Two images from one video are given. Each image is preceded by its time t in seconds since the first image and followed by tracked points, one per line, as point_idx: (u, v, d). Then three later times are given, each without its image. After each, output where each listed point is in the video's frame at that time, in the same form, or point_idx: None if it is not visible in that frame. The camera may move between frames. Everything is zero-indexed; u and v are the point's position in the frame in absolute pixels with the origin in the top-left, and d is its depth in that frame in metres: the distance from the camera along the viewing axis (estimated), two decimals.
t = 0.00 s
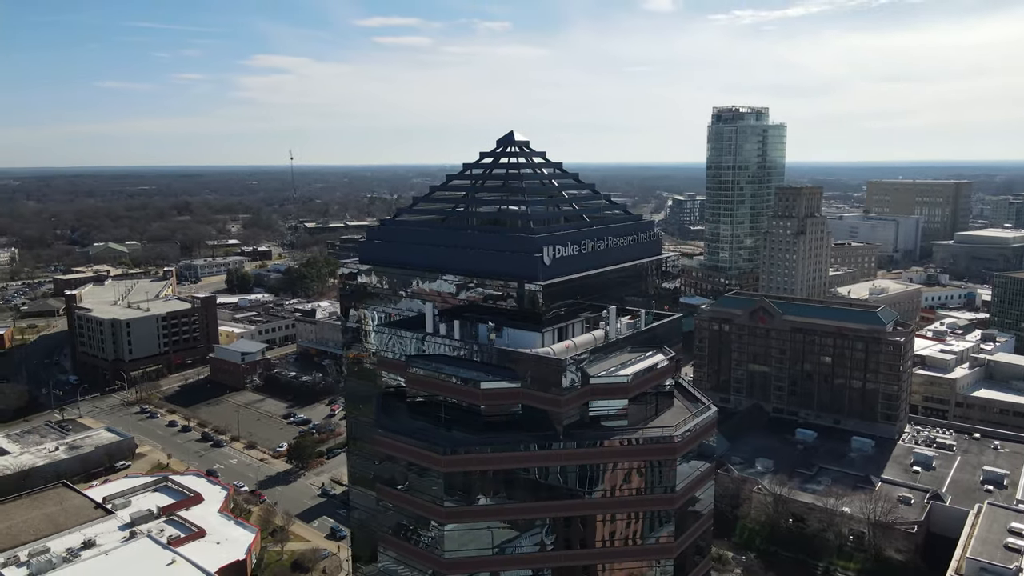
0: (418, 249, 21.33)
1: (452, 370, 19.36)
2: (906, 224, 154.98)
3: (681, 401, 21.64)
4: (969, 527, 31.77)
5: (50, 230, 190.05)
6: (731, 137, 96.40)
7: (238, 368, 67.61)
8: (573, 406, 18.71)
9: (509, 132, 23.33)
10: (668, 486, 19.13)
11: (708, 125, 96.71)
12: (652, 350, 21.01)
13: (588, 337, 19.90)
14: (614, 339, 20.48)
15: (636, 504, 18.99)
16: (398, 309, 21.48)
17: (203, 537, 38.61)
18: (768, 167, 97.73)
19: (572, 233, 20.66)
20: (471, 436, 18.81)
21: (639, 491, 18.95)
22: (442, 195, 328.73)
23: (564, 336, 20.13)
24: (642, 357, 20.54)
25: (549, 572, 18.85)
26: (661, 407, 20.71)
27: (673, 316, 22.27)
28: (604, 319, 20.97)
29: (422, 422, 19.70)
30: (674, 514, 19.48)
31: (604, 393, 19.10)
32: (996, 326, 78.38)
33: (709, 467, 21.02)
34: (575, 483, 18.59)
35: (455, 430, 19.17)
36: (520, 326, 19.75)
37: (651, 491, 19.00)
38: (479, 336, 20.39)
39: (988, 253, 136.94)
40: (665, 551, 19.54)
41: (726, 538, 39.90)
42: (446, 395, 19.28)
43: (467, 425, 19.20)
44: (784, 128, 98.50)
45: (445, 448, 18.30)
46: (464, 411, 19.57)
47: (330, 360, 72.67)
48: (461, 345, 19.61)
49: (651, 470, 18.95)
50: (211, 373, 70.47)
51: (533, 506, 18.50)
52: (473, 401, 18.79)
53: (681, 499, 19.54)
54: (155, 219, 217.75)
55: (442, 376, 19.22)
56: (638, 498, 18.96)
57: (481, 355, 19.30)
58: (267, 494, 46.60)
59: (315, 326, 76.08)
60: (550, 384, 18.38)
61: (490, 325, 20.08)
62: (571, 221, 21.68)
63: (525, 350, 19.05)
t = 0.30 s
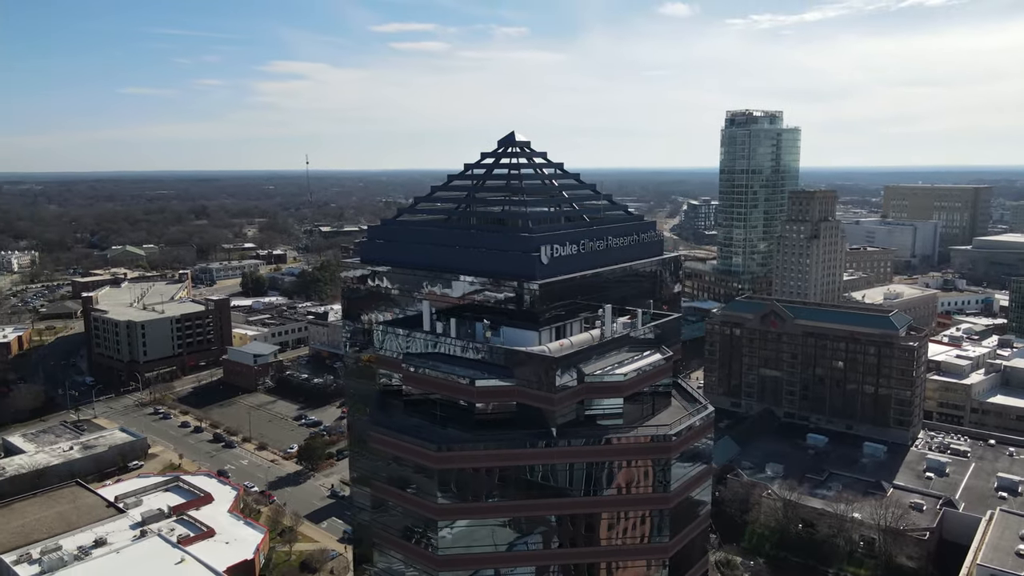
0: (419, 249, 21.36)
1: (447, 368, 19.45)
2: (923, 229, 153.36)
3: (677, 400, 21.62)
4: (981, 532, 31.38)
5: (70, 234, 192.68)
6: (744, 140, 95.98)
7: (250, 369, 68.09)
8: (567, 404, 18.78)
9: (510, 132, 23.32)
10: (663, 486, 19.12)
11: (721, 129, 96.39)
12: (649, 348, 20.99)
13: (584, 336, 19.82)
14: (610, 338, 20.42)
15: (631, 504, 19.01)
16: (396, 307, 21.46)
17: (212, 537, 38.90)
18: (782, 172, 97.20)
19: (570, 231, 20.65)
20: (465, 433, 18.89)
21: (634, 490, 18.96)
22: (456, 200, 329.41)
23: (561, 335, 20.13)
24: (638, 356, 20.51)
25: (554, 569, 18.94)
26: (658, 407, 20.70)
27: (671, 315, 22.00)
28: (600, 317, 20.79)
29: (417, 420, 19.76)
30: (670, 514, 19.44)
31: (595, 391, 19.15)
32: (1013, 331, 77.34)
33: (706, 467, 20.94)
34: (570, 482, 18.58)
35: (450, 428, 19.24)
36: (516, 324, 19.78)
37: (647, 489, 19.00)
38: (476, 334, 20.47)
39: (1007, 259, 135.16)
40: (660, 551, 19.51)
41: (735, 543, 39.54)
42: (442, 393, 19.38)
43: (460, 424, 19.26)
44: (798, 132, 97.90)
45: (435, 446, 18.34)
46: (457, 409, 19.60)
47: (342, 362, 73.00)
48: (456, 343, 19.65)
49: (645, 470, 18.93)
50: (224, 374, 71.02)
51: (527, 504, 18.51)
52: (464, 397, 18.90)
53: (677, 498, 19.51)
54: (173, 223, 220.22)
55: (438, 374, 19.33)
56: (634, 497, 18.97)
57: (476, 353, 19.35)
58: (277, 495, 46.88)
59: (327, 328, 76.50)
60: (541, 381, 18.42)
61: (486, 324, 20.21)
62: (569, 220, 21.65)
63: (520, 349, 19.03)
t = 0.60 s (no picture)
0: (419, 249, 21.50)
1: (444, 368, 19.51)
2: (941, 234, 151.75)
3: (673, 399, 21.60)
4: (993, 536, 30.93)
5: (89, 237, 195.19)
6: (757, 144, 95.54)
7: (263, 372, 68.59)
8: (563, 403, 18.79)
9: (512, 133, 23.37)
10: (658, 485, 19.05)
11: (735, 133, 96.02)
12: (646, 349, 21.01)
13: (581, 335, 19.87)
14: (607, 338, 20.45)
15: (626, 503, 18.91)
16: (394, 306, 21.60)
17: (221, 537, 39.18)
18: (795, 176, 96.60)
19: (568, 231, 20.70)
20: (461, 430, 18.92)
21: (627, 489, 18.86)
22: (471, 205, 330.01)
23: (558, 335, 20.21)
24: (635, 356, 20.50)
25: (561, 568, 18.90)
26: (654, 407, 20.66)
27: (669, 315, 22.01)
28: (597, 318, 20.82)
29: (414, 418, 19.79)
30: (665, 513, 19.37)
31: (592, 391, 19.14)
32: None
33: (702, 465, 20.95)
34: (561, 480, 18.54)
35: (446, 425, 19.27)
36: (514, 323, 19.86)
37: (642, 488, 18.92)
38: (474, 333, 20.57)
39: None
40: (657, 552, 19.38)
41: (744, 548, 39.19)
42: (439, 391, 19.43)
43: (457, 421, 19.30)
44: (812, 136, 97.28)
45: (430, 443, 18.39)
46: (453, 408, 19.67)
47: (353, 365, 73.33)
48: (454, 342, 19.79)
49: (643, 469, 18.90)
50: (237, 376, 71.57)
51: (519, 502, 18.51)
52: (460, 395, 18.95)
53: (672, 497, 19.42)
54: (190, 227, 222.47)
55: (435, 373, 19.40)
56: (627, 497, 18.86)
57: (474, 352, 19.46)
58: (286, 496, 47.13)
59: (339, 331, 76.95)
60: (537, 379, 18.47)
61: (483, 323, 20.32)
62: (568, 221, 21.70)
63: (516, 348, 19.10)
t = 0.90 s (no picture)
0: (419, 248, 21.63)
1: (441, 366, 19.61)
2: (959, 239, 150.04)
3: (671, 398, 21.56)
4: (1005, 543, 30.49)
5: (107, 241, 197.29)
6: (771, 148, 95.01)
7: (274, 374, 69.02)
8: (558, 401, 18.85)
9: (512, 134, 23.40)
10: (651, 484, 18.97)
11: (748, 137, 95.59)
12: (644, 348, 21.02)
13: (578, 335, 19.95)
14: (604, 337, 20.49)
15: (619, 502, 18.83)
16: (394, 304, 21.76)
17: (230, 537, 39.43)
18: (809, 181, 95.99)
19: (567, 231, 20.76)
20: (456, 428, 19.00)
21: (618, 487, 18.79)
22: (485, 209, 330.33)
23: (556, 335, 20.28)
24: (633, 356, 20.53)
25: (567, 567, 18.89)
26: (651, 406, 20.61)
27: (668, 316, 21.98)
28: (592, 317, 20.91)
29: (411, 415, 19.89)
30: (660, 511, 19.28)
31: (588, 389, 19.15)
32: None
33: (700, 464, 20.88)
34: (549, 478, 18.49)
35: (441, 423, 19.36)
36: (512, 323, 19.99)
37: (639, 486, 18.87)
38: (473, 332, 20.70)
39: None
40: (651, 550, 19.29)
41: (753, 554, 38.77)
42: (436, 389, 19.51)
43: (453, 419, 19.36)
44: (826, 140, 96.61)
45: (425, 440, 18.49)
46: (450, 406, 19.76)
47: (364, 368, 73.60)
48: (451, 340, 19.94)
49: (641, 468, 18.86)
50: (249, 379, 72.05)
51: (512, 500, 18.55)
52: (456, 393, 19.05)
53: (665, 496, 19.32)
54: (207, 231, 224.37)
55: (431, 371, 19.51)
56: (617, 496, 18.75)
57: (471, 350, 19.58)
58: (295, 497, 47.37)
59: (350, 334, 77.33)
60: (533, 378, 18.60)
61: (481, 322, 20.47)
62: (567, 220, 21.80)
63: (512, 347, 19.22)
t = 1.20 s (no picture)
0: (419, 247, 21.75)
1: (437, 364, 19.73)
2: (977, 244, 148.28)
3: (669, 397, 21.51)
4: (1017, 549, 30.03)
5: (125, 245, 199.34)
6: (784, 152, 94.48)
7: (286, 376, 69.44)
8: (552, 399, 18.93)
9: (513, 134, 23.38)
10: (646, 482, 18.91)
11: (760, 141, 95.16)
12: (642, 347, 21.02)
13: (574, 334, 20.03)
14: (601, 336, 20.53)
15: (612, 500, 18.76)
16: (393, 303, 21.95)
17: (239, 536, 39.70)
18: (822, 185, 95.35)
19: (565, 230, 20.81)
20: (452, 425, 19.04)
21: (610, 485, 18.73)
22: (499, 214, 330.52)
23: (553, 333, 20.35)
24: (631, 355, 20.53)
25: (571, 565, 18.89)
26: (649, 406, 20.58)
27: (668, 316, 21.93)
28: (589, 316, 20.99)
29: (409, 413, 19.97)
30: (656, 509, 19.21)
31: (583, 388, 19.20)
32: None
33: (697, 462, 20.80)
34: (552, 476, 18.53)
35: (437, 421, 19.41)
36: (507, 321, 20.11)
37: (637, 484, 18.83)
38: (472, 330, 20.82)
39: None
40: (649, 548, 19.28)
41: (762, 559, 38.38)
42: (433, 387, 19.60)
43: (449, 417, 19.42)
44: (840, 144, 95.94)
45: (421, 437, 18.54)
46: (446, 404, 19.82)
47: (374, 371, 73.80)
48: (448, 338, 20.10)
49: (640, 466, 18.82)
50: (261, 380, 72.54)
51: (510, 497, 18.55)
52: (451, 390, 19.20)
53: (661, 493, 19.24)
54: (223, 235, 226.27)
55: (428, 369, 19.63)
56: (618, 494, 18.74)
57: (467, 348, 19.71)
58: (304, 498, 47.62)
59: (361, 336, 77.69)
60: (527, 376, 18.73)
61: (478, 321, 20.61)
62: (566, 220, 21.85)
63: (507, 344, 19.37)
